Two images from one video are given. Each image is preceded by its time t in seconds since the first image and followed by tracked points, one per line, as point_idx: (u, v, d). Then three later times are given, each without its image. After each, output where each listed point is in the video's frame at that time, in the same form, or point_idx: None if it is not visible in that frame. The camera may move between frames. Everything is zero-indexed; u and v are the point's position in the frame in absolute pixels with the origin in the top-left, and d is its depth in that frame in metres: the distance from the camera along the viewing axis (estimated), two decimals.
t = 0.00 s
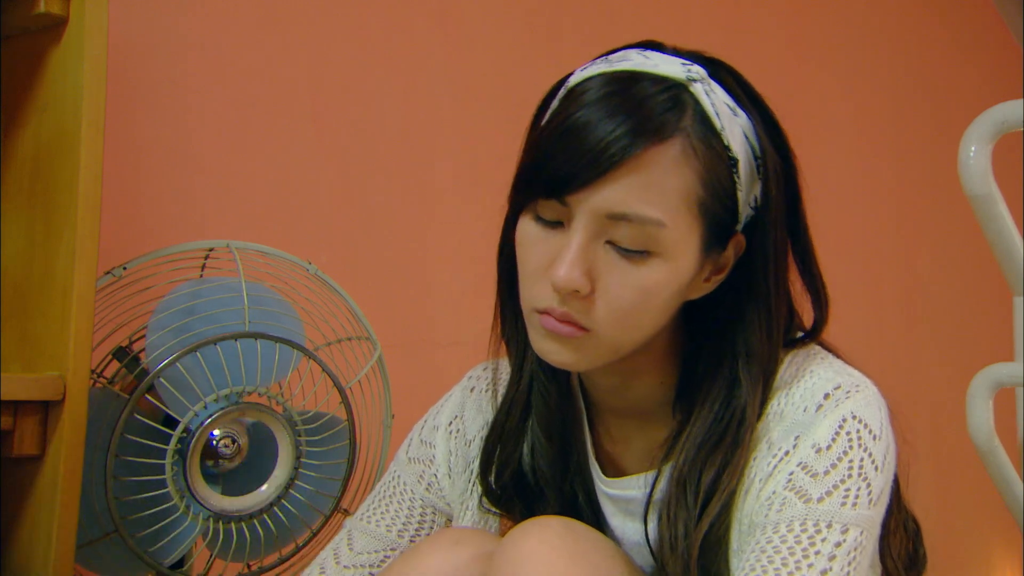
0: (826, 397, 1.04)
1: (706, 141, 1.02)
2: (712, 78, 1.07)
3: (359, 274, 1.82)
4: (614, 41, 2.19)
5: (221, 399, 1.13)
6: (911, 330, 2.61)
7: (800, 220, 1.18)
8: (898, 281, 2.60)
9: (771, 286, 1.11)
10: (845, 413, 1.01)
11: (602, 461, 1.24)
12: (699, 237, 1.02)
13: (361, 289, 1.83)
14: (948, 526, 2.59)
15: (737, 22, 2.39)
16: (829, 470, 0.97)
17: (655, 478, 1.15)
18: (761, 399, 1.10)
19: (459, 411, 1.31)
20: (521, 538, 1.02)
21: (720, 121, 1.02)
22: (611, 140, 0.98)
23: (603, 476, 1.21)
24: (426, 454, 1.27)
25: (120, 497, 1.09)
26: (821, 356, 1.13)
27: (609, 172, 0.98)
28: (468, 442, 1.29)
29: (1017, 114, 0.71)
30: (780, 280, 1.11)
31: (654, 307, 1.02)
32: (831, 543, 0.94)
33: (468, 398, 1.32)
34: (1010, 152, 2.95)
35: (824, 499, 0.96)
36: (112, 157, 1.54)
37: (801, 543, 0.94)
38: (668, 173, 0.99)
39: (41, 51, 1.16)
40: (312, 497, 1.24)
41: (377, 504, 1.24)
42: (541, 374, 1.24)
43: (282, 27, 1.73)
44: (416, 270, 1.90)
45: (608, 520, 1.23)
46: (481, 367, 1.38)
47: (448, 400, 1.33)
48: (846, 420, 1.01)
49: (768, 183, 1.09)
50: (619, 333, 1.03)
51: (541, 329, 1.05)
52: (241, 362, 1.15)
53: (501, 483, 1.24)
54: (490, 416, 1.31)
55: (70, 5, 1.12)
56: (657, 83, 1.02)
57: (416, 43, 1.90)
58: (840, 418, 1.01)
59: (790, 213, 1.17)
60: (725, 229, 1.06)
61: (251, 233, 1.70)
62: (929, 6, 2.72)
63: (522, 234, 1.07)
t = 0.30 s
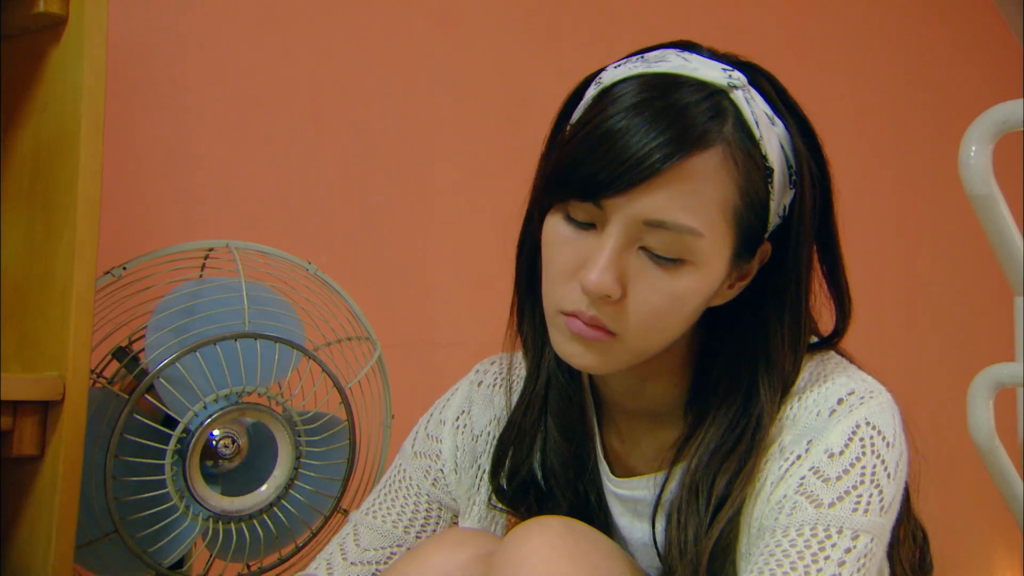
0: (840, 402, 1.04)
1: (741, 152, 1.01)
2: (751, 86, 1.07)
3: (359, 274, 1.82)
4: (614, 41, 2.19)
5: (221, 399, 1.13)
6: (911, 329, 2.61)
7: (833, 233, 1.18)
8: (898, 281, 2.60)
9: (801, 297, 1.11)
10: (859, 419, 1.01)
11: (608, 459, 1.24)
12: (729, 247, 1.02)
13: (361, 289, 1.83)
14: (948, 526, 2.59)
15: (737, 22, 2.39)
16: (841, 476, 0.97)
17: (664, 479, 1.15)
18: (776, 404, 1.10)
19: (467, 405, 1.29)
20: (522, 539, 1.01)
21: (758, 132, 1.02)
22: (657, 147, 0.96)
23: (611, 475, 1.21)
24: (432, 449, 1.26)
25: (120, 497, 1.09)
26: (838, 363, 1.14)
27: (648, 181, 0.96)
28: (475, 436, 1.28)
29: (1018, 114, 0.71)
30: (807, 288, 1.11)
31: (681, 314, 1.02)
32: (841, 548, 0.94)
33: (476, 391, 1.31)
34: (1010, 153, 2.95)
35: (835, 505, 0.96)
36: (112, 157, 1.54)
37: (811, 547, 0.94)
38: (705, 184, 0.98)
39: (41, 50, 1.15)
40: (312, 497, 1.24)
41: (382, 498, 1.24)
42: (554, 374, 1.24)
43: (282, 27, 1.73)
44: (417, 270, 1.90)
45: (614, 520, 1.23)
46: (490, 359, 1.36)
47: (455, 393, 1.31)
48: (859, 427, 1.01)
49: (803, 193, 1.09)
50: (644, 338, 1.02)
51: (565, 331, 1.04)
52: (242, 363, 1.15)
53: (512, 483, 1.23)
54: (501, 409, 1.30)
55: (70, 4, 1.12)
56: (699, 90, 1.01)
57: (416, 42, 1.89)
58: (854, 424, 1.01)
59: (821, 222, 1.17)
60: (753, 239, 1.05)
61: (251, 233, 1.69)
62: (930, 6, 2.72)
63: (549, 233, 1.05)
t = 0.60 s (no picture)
0: (842, 403, 1.05)
1: (756, 157, 1.01)
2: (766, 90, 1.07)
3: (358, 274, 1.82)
4: (613, 41, 2.19)
5: (221, 399, 1.13)
6: (912, 329, 2.61)
7: (844, 239, 1.17)
8: (898, 280, 2.60)
9: (812, 300, 1.11)
10: (861, 421, 1.01)
11: (609, 458, 1.23)
12: (741, 250, 1.02)
13: (361, 289, 1.82)
14: (949, 526, 2.59)
15: (737, 22, 2.39)
16: (843, 478, 0.97)
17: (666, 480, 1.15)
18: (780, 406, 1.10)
19: (468, 401, 1.29)
20: (521, 539, 1.01)
21: (773, 136, 1.02)
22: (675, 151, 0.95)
23: (612, 475, 1.21)
24: (432, 443, 1.26)
25: (120, 497, 1.08)
26: (843, 366, 1.13)
27: (662, 186, 0.95)
28: (476, 433, 1.27)
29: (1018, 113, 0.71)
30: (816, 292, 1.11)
31: (692, 318, 1.02)
32: (843, 550, 0.93)
33: (478, 388, 1.31)
34: (1009, 153, 2.95)
35: (837, 507, 0.96)
36: (112, 157, 1.53)
37: (813, 549, 0.94)
38: (719, 189, 0.98)
39: (40, 50, 1.15)
40: (312, 497, 1.24)
41: (381, 489, 1.23)
42: (559, 373, 1.24)
43: (281, 27, 1.72)
44: (416, 270, 1.90)
45: (614, 520, 1.22)
46: (491, 356, 1.36)
47: (457, 389, 1.31)
48: (862, 429, 1.01)
49: (814, 200, 1.10)
50: (655, 342, 1.02)
51: (575, 333, 1.04)
52: (242, 363, 1.15)
53: (515, 482, 1.24)
54: (502, 406, 1.30)
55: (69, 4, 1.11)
56: (715, 94, 1.00)
57: (416, 42, 1.89)
58: (856, 426, 1.01)
59: (833, 228, 1.17)
60: (764, 243, 1.05)
61: (250, 233, 1.69)
62: (930, 6, 2.72)
63: (561, 234, 1.05)
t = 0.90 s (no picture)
0: (843, 404, 1.05)
1: (761, 161, 1.01)
2: (771, 92, 1.06)
3: (359, 274, 1.82)
4: (614, 41, 2.18)
5: (221, 399, 1.13)
6: (912, 330, 2.60)
7: (848, 241, 1.17)
8: (898, 281, 2.60)
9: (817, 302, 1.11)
10: (863, 422, 1.01)
11: (609, 459, 1.23)
12: (745, 254, 1.02)
13: (360, 289, 1.82)
14: (949, 526, 2.58)
15: (737, 22, 2.38)
16: (845, 479, 0.97)
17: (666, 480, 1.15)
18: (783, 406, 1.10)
19: (467, 402, 1.29)
20: (522, 539, 1.01)
21: (779, 140, 1.02)
22: (681, 154, 0.95)
23: (612, 476, 1.20)
24: (431, 444, 1.26)
25: (119, 497, 1.08)
26: (845, 367, 1.13)
27: (668, 191, 0.95)
28: (475, 433, 1.28)
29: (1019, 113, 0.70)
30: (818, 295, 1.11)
31: (695, 322, 1.02)
32: (844, 551, 0.93)
33: (477, 389, 1.31)
34: (1010, 153, 2.95)
35: (839, 508, 0.95)
36: (111, 157, 1.53)
37: (814, 550, 0.93)
38: (725, 194, 0.98)
39: (40, 50, 1.15)
40: (312, 498, 1.24)
41: (379, 488, 1.22)
42: (558, 374, 1.24)
43: (282, 27, 1.72)
44: (417, 270, 1.90)
45: (614, 521, 1.22)
46: (491, 356, 1.37)
47: (456, 389, 1.32)
48: (863, 429, 1.01)
49: (818, 202, 1.10)
50: (658, 345, 1.02)
51: (578, 336, 1.04)
52: (241, 363, 1.14)
53: (515, 483, 1.24)
54: (501, 407, 1.30)
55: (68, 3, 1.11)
56: (721, 97, 1.00)
57: (416, 42, 1.89)
58: (858, 427, 1.01)
59: (838, 231, 1.17)
60: (767, 246, 1.05)
61: (250, 233, 1.69)
62: (930, 6, 2.72)
63: (565, 236, 1.04)
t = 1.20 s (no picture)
0: (843, 403, 1.04)
1: (761, 161, 1.00)
2: (772, 93, 1.06)
3: (358, 274, 1.82)
4: (614, 41, 2.18)
5: (220, 399, 1.13)
6: (912, 330, 2.60)
7: (849, 241, 1.17)
8: (899, 281, 2.60)
9: (818, 304, 1.11)
10: (862, 420, 1.01)
11: (609, 459, 1.23)
12: (745, 255, 1.02)
13: (360, 289, 1.82)
14: (950, 527, 2.58)
15: (737, 22, 2.38)
16: (845, 477, 0.97)
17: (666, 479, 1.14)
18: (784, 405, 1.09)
19: (467, 402, 1.30)
20: (523, 539, 1.01)
21: (779, 140, 1.01)
22: (681, 154, 0.94)
23: (612, 475, 1.20)
24: (431, 443, 1.26)
25: (118, 498, 1.08)
26: (845, 367, 1.13)
27: (668, 192, 0.95)
28: (475, 433, 1.28)
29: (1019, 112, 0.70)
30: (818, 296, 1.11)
31: (695, 322, 1.02)
32: (844, 549, 0.93)
33: (477, 389, 1.31)
34: (1010, 153, 2.94)
35: (839, 506, 0.95)
36: (111, 158, 1.53)
37: (814, 548, 0.93)
38: (725, 195, 0.97)
39: (39, 49, 1.15)
40: (312, 498, 1.23)
41: (381, 489, 1.23)
42: (558, 374, 1.24)
43: (281, 27, 1.72)
44: (416, 270, 1.90)
45: (614, 521, 1.22)
46: (491, 356, 1.36)
47: (456, 389, 1.32)
48: (863, 427, 1.01)
49: (818, 202, 1.10)
50: (658, 345, 1.02)
51: (578, 337, 1.04)
52: (240, 363, 1.14)
53: (515, 484, 1.23)
54: (501, 406, 1.30)
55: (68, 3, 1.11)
56: (721, 97, 0.99)
57: (416, 42, 1.89)
58: (857, 425, 1.01)
59: (838, 232, 1.17)
60: (768, 246, 1.05)
61: (250, 233, 1.69)
62: (930, 7, 2.71)
63: (565, 236, 1.04)
